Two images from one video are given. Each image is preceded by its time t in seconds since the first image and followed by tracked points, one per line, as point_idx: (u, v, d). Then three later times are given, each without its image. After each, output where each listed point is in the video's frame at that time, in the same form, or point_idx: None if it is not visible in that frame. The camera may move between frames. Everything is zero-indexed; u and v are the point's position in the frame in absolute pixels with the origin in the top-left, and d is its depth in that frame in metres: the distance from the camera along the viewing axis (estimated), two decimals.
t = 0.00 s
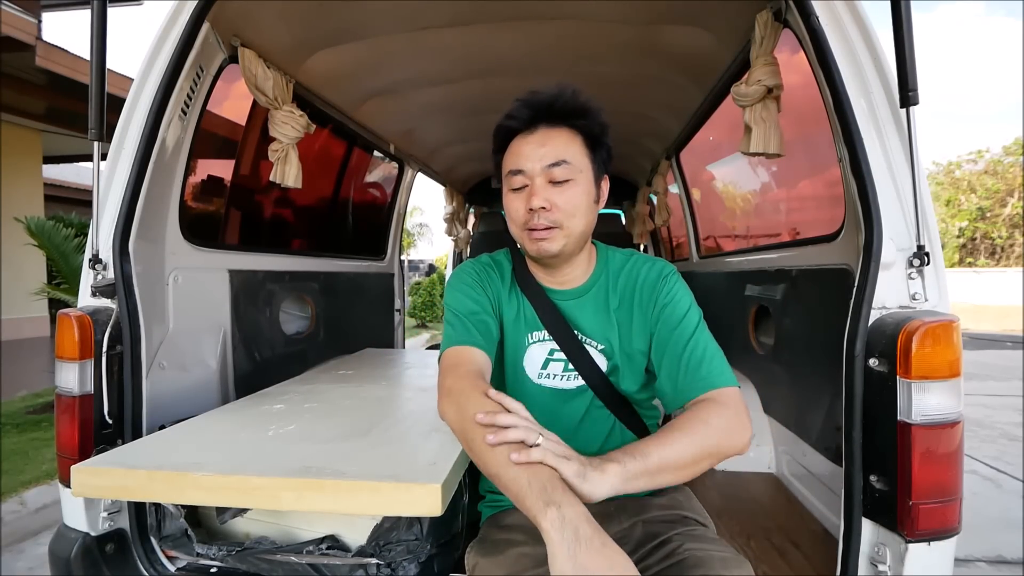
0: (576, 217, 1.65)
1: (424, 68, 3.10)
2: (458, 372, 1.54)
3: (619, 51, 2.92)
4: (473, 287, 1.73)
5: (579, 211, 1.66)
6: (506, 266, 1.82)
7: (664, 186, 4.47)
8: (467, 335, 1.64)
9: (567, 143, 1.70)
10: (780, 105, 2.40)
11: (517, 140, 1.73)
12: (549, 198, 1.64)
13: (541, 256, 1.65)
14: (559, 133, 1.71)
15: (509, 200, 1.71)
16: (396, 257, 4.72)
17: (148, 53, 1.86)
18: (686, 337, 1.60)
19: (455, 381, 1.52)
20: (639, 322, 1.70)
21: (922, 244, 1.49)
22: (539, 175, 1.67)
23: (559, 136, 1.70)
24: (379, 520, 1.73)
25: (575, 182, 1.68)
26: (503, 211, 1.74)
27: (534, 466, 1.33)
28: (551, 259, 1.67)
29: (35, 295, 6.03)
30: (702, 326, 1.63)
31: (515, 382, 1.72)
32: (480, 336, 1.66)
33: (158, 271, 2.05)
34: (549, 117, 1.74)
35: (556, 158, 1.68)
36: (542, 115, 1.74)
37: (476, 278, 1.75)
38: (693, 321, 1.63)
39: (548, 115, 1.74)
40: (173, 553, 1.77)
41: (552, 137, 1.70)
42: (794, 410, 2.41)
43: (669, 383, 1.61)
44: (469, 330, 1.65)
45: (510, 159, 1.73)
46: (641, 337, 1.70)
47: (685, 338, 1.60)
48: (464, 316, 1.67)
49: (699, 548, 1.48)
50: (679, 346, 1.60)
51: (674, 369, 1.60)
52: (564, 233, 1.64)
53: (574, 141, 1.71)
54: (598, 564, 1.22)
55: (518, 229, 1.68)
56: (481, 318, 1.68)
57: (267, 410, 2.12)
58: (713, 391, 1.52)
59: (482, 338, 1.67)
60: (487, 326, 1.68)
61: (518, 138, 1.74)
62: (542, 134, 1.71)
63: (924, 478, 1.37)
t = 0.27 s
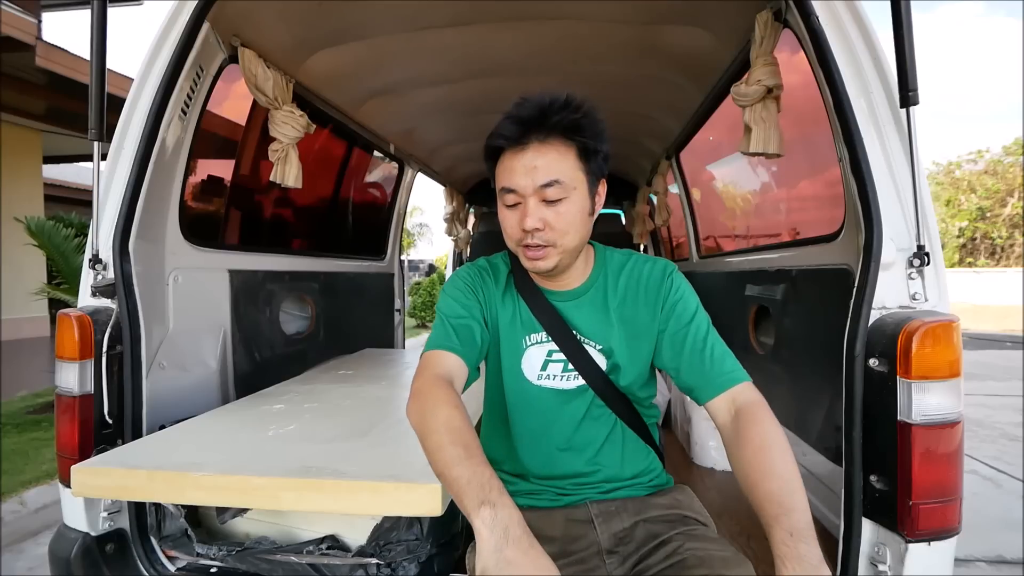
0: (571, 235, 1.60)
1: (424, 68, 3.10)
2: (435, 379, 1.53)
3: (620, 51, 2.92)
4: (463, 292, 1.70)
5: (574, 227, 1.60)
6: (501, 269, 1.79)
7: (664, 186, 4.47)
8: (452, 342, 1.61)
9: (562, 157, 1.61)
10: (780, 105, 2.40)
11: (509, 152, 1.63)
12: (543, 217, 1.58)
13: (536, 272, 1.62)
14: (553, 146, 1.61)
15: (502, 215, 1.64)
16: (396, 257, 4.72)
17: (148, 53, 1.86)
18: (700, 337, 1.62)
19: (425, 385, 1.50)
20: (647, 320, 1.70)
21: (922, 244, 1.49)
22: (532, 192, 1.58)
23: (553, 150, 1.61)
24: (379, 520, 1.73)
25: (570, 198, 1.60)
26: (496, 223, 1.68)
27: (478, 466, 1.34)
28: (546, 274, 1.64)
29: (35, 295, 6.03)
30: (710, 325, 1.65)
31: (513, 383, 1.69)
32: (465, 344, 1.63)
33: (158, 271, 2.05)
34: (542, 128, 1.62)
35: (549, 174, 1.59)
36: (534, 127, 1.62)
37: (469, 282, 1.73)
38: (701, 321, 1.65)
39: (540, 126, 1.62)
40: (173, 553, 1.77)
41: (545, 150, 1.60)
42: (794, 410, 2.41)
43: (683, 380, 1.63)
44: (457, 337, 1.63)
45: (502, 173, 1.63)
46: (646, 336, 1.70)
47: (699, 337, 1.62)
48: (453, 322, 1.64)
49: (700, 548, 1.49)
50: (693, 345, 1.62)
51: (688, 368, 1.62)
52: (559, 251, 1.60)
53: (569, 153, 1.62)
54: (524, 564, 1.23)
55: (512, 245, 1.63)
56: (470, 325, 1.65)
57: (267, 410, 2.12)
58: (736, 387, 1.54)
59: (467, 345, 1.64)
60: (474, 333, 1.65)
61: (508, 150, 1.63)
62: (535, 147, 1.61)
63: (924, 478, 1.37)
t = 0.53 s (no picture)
0: (578, 236, 1.60)
1: (424, 68, 3.10)
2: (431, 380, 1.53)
3: (620, 51, 2.92)
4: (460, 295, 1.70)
5: (581, 229, 1.60)
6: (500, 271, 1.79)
7: (663, 186, 4.47)
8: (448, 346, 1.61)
9: (570, 158, 1.60)
10: (780, 105, 2.40)
11: (516, 151, 1.62)
12: (551, 218, 1.57)
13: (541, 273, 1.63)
14: (561, 146, 1.60)
15: (508, 214, 1.64)
16: (396, 257, 4.72)
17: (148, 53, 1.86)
18: (700, 354, 1.61)
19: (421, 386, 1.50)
20: (650, 331, 1.69)
21: (922, 244, 1.49)
22: (540, 192, 1.58)
23: (561, 149, 1.60)
24: (379, 520, 1.73)
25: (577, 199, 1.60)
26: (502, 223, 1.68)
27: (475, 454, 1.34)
28: (551, 275, 1.64)
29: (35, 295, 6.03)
30: (712, 341, 1.64)
31: (512, 386, 1.69)
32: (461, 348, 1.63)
33: (158, 271, 2.05)
34: (551, 127, 1.61)
35: (557, 174, 1.58)
36: (542, 126, 1.61)
37: (470, 285, 1.74)
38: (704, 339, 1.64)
39: (548, 125, 1.61)
40: (173, 553, 1.77)
41: (554, 150, 1.59)
42: (793, 410, 2.41)
43: (680, 396, 1.62)
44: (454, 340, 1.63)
45: (508, 173, 1.62)
46: (649, 344, 1.69)
47: (699, 355, 1.61)
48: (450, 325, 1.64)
49: (699, 549, 1.52)
50: (693, 362, 1.61)
51: (685, 384, 1.61)
52: (565, 252, 1.60)
53: (577, 154, 1.61)
54: (529, 536, 1.22)
55: (518, 246, 1.63)
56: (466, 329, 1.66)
57: (267, 410, 2.12)
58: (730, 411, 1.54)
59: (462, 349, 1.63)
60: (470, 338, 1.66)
61: (516, 149, 1.62)
62: (544, 147, 1.60)
63: (924, 478, 1.37)
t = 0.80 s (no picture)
0: (589, 239, 1.59)
1: (424, 68, 3.10)
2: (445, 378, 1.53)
3: (620, 51, 2.92)
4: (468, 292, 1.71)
5: (593, 232, 1.60)
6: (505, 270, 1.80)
7: (663, 186, 4.47)
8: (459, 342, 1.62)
9: (583, 160, 1.59)
10: (780, 105, 2.39)
11: (528, 151, 1.61)
12: (563, 220, 1.56)
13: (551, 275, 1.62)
14: (574, 147, 1.60)
15: (519, 215, 1.63)
16: (396, 257, 4.72)
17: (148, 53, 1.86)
18: (679, 359, 1.59)
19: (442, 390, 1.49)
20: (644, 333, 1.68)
21: (922, 244, 1.49)
22: (553, 192, 1.57)
23: (575, 151, 1.60)
24: (379, 520, 1.73)
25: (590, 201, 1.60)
26: (511, 224, 1.67)
27: (504, 471, 1.34)
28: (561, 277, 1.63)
29: (35, 295, 6.03)
30: (698, 346, 1.61)
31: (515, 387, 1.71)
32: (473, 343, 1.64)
33: (158, 271, 2.05)
34: (564, 126, 1.61)
35: (571, 175, 1.58)
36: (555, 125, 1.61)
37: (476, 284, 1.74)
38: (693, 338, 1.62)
39: (562, 124, 1.61)
40: (173, 553, 1.77)
41: (568, 151, 1.59)
42: (793, 410, 2.41)
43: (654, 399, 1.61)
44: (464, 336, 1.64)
45: (520, 173, 1.61)
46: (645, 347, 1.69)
47: (677, 360, 1.59)
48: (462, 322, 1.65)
49: (701, 551, 1.48)
50: (670, 367, 1.59)
51: (660, 389, 1.60)
52: (576, 254, 1.59)
53: (589, 156, 1.61)
54: (564, 569, 1.27)
55: (529, 247, 1.62)
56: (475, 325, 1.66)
57: (267, 410, 2.12)
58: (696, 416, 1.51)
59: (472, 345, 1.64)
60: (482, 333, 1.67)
61: (529, 148, 1.61)
62: (557, 147, 1.60)
63: (924, 479, 1.37)
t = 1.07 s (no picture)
0: (561, 248, 1.58)
1: (424, 68, 3.10)
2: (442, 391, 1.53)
3: (619, 51, 2.92)
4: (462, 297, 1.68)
5: (564, 240, 1.58)
6: (501, 270, 1.79)
7: (664, 186, 4.47)
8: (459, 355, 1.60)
9: (551, 170, 1.58)
10: (780, 105, 2.40)
11: (502, 163, 1.63)
12: (531, 229, 1.57)
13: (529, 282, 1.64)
14: (543, 157, 1.59)
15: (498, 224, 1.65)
16: (396, 257, 4.72)
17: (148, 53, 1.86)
18: (696, 352, 1.60)
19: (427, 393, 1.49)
20: (646, 329, 1.68)
21: (922, 244, 1.49)
22: (521, 205, 1.58)
23: (543, 160, 1.58)
24: (379, 520, 1.73)
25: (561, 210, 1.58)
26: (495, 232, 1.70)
27: (482, 479, 1.35)
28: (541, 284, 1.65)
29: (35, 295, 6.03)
30: (708, 341, 1.63)
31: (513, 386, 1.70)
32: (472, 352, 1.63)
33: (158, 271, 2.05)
34: (536, 137, 1.61)
35: (539, 186, 1.57)
36: (527, 136, 1.61)
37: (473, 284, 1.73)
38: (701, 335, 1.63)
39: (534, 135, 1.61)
40: (173, 553, 1.77)
41: (536, 162, 1.59)
42: (793, 410, 2.41)
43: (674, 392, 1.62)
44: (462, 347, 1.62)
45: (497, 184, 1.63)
46: (647, 344, 1.68)
47: (694, 354, 1.60)
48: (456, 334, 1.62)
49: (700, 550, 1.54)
50: (687, 360, 1.60)
51: (679, 382, 1.61)
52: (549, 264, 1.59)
53: (559, 165, 1.59)
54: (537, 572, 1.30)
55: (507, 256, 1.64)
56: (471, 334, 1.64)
57: (267, 410, 2.12)
58: (722, 407, 1.54)
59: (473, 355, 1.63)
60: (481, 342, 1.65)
61: (503, 160, 1.63)
62: (526, 158, 1.59)
63: (924, 478, 1.37)
